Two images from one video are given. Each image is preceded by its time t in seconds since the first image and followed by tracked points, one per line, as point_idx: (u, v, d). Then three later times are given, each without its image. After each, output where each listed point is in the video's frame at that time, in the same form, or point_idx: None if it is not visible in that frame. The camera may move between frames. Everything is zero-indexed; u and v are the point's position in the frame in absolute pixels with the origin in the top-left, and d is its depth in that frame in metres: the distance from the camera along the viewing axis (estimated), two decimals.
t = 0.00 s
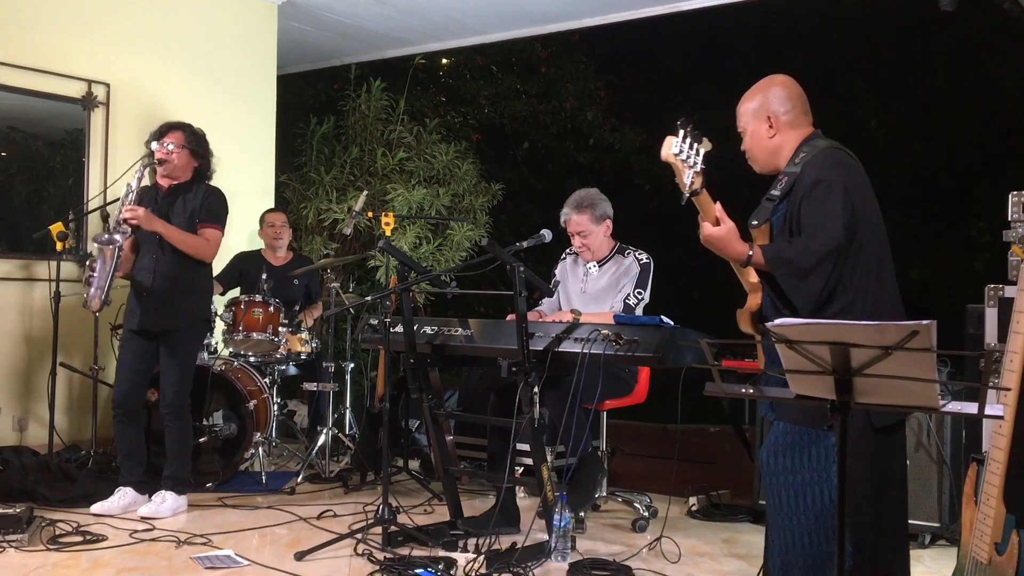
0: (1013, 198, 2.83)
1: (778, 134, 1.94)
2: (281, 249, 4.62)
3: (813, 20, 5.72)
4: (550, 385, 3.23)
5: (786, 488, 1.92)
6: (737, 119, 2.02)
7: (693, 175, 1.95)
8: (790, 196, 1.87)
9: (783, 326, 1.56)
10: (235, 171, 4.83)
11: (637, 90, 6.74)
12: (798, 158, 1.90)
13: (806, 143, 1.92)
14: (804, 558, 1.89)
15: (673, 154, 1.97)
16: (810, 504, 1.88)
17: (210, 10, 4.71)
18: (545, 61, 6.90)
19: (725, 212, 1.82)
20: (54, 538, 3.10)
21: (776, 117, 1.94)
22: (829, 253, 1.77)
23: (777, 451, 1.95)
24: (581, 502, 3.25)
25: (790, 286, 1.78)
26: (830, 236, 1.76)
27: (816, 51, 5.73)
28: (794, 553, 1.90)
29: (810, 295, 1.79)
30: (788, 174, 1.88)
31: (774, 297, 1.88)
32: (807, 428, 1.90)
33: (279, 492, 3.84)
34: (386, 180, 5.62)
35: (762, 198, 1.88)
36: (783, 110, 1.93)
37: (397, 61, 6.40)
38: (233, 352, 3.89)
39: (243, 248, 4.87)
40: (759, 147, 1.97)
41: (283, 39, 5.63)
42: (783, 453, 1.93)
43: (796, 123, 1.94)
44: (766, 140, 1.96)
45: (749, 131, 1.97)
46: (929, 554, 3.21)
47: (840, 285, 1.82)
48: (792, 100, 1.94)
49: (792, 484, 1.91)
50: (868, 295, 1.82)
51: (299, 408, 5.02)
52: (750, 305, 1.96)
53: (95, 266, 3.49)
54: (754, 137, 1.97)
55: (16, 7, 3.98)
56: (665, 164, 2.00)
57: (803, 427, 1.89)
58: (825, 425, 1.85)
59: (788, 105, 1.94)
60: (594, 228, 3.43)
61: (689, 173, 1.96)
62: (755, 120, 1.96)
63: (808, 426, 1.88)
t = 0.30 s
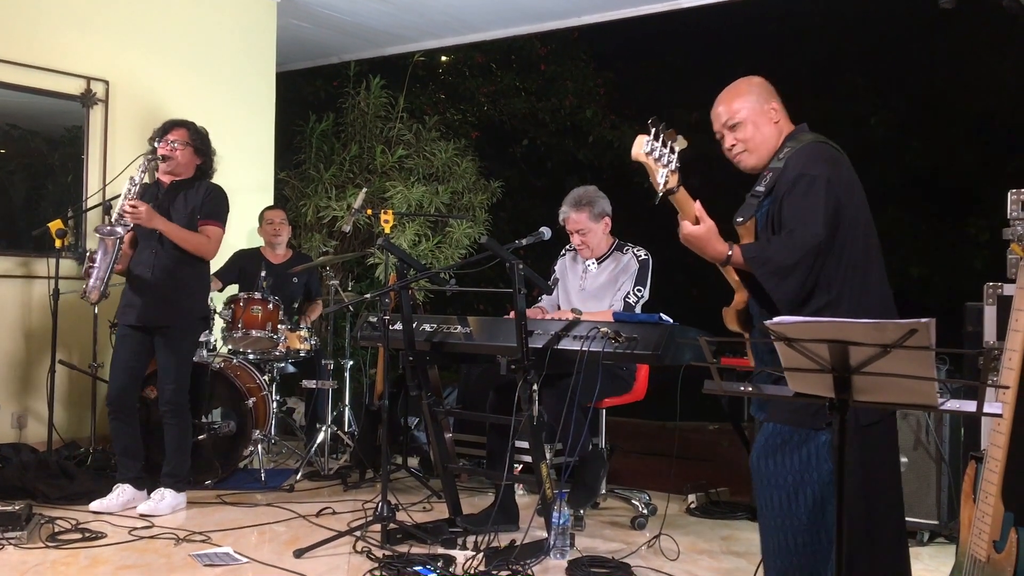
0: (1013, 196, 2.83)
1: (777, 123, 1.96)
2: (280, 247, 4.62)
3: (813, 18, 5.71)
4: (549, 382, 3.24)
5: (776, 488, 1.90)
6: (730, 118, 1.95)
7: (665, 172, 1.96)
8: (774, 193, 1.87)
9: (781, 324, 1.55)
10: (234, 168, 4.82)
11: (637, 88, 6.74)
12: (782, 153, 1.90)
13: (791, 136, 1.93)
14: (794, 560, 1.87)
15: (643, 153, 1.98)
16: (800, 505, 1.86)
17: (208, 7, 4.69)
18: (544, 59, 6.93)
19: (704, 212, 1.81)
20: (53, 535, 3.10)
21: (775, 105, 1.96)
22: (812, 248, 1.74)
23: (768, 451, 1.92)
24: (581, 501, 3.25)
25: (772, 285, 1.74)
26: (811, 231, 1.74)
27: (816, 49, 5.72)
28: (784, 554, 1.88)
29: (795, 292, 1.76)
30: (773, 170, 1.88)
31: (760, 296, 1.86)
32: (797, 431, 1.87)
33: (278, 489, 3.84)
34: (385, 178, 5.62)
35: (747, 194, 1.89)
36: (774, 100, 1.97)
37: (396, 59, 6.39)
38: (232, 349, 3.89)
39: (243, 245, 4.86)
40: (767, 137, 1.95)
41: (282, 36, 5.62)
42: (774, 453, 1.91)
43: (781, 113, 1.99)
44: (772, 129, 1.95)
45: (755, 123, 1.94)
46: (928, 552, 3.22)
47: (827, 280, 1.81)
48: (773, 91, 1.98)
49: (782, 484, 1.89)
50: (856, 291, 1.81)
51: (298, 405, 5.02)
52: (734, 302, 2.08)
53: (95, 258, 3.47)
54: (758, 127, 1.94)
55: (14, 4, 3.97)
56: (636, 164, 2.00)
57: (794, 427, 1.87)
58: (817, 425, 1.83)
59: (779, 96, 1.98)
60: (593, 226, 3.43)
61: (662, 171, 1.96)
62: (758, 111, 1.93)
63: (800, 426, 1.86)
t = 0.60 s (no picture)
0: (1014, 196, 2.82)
1: (760, 135, 1.93)
2: (280, 247, 4.63)
3: (813, 17, 5.70)
4: (551, 381, 3.24)
5: (761, 500, 1.88)
6: (710, 131, 1.96)
7: (639, 181, 2.01)
8: (764, 203, 1.86)
9: (783, 324, 1.55)
10: (235, 168, 4.82)
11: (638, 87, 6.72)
12: (772, 164, 1.89)
13: (781, 146, 1.92)
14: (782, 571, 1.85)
15: (616, 164, 2.04)
16: (789, 515, 1.84)
17: (208, 7, 4.69)
18: (545, 57, 6.79)
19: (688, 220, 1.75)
20: (54, 534, 3.10)
21: (759, 118, 1.93)
22: (799, 258, 1.73)
23: (751, 461, 1.90)
24: (581, 499, 3.30)
25: (761, 292, 1.74)
26: (800, 240, 1.74)
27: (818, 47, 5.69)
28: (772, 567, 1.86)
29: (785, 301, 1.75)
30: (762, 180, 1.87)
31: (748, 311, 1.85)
32: (787, 439, 1.85)
33: (279, 488, 3.84)
34: (386, 177, 5.62)
35: (737, 206, 1.90)
36: (761, 111, 1.94)
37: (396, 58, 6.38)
38: (233, 348, 3.88)
39: (243, 245, 4.85)
40: (745, 151, 1.93)
41: (282, 36, 5.62)
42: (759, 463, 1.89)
43: (770, 125, 1.96)
44: (750, 143, 1.93)
45: (733, 136, 1.93)
46: (929, 551, 3.22)
47: (823, 285, 1.80)
48: (764, 102, 1.96)
49: (769, 495, 1.87)
50: (851, 293, 1.80)
51: (299, 404, 5.02)
52: (728, 315, 2.18)
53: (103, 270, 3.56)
54: (736, 141, 1.93)
55: (13, 3, 3.97)
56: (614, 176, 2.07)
57: (781, 436, 1.86)
58: (806, 434, 1.82)
59: (764, 107, 1.94)
60: (595, 226, 3.43)
61: (638, 182, 2.01)
62: (737, 124, 1.92)
63: (787, 435, 1.85)
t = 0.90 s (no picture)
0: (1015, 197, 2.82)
1: (743, 140, 1.92)
2: (281, 248, 4.62)
3: (814, 17, 5.70)
4: (551, 381, 3.26)
5: (763, 503, 1.88)
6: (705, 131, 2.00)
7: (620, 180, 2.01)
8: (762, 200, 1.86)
9: (785, 325, 1.55)
10: (236, 168, 4.82)
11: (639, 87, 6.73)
12: (774, 159, 1.87)
13: (785, 140, 1.90)
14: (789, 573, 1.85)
15: (596, 164, 2.05)
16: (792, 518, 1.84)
17: (209, 8, 4.69)
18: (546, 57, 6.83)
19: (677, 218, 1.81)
20: (56, 534, 3.10)
21: (745, 122, 1.90)
22: (788, 264, 1.74)
23: (750, 465, 1.90)
24: (583, 500, 3.29)
25: (744, 297, 1.75)
26: (793, 243, 1.74)
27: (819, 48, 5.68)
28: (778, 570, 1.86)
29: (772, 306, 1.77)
30: (763, 176, 1.86)
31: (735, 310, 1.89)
32: (788, 442, 1.85)
33: (280, 489, 3.84)
34: (387, 178, 5.62)
35: (735, 200, 1.89)
36: (749, 114, 1.90)
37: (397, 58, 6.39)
38: (234, 348, 3.88)
39: (244, 246, 4.85)
40: (732, 154, 1.94)
41: (283, 36, 5.62)
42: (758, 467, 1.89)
43: (763, 125, 1.91)
44: (734, 147, 1.93)
45: (718, 139, 1.95)
46: (930, 552, 3.22)
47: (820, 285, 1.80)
48: (756, 102, 1.90)
49: (772, 498, 1.87)
50: (848, 294, 1.79)
51: (300, 405, 5.02)
52: (722, 311, 2.05)
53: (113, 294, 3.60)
54: (722, 146, 1.95)
55: (15, 4, 3.97)
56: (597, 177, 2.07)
57: (779, 439, 1.86)
58: (806, 436, 1.82)
59: (752, 108, 1.90)
60: (596, 225, 3.43)
61: (620, 182, 2.02)
62: (721, 128, 1.93)
63: (786, 438, 1.85)
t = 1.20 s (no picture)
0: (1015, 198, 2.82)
1: (747, 131, 1.93)
2: (281, 251, 4.58)
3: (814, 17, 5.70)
4: (551, 380, 3.26)
5: (762, 502, 1.86)
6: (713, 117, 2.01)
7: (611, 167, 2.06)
8: (763, 191, 1.86)
9: (784, 325, 1.55)
10: (236, 168, 4.82)
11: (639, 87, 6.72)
12: (775, 152, 1.87)
13: (788, 133, 1.90)
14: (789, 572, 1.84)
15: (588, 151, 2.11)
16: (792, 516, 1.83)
17: (209, 8, 4.70)
18: (545, 57, 6.75)
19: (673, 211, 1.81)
20: (56, 534, 3.10)
21: (749, 113, 1.91)
22: (788, 252, 1.74)
23: (749, 463, 1.89)
24: (581, 497, 3.30)
25: (745, 286, 1.75)
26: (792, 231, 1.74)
27: (819, 47, 5.66)
28: (776, 567, 1.85)
29: (773, 295, 1.75)
30: (764, 168, 1.87)
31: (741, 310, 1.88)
32: (787, 440, 1.84)
33: (281, 489, 3.85)
34: (387, 177, 5.63)
35: (736, 193, 1.89)
36: (754, 105, 1.90)
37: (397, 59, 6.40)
38: (234, 348, 3.88)
39: (244, 246, 4.84)
40: (735, 145, 1.96)
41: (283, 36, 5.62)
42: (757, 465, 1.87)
43: (767, 117, 1.91)
44: (738, 138, 1.94)
45: (722, 130, 1.97)
46: (930, 552, 3.22)
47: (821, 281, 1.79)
48: (761, 93, 1.90)
49: (770, 496, 1.85)
50: (846, 287, 1.79)
51: (301, 405, 5.02)
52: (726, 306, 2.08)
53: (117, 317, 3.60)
54: (725, 135, 1.96)
55: (15, 4, 3.97)
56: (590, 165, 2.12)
57: (778, 437, 1.85)
58: (806, 435, 1.82)
59: (757, 100, 1.90)
60: (594, 224, 3.43)
61: (613, 170, 2.06)
62: (725, 119, 1.94)
63: (785, 437, 1.83)
